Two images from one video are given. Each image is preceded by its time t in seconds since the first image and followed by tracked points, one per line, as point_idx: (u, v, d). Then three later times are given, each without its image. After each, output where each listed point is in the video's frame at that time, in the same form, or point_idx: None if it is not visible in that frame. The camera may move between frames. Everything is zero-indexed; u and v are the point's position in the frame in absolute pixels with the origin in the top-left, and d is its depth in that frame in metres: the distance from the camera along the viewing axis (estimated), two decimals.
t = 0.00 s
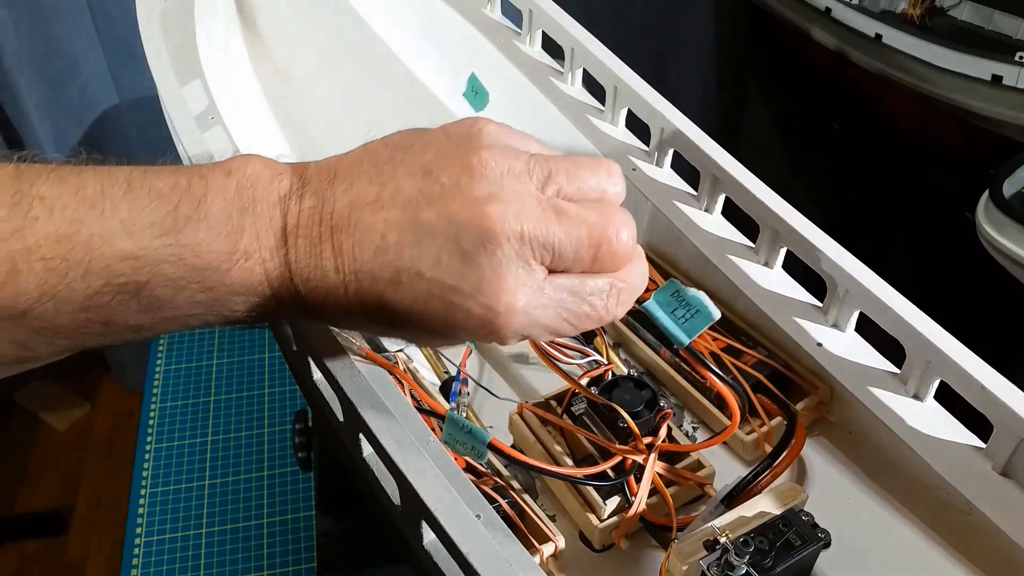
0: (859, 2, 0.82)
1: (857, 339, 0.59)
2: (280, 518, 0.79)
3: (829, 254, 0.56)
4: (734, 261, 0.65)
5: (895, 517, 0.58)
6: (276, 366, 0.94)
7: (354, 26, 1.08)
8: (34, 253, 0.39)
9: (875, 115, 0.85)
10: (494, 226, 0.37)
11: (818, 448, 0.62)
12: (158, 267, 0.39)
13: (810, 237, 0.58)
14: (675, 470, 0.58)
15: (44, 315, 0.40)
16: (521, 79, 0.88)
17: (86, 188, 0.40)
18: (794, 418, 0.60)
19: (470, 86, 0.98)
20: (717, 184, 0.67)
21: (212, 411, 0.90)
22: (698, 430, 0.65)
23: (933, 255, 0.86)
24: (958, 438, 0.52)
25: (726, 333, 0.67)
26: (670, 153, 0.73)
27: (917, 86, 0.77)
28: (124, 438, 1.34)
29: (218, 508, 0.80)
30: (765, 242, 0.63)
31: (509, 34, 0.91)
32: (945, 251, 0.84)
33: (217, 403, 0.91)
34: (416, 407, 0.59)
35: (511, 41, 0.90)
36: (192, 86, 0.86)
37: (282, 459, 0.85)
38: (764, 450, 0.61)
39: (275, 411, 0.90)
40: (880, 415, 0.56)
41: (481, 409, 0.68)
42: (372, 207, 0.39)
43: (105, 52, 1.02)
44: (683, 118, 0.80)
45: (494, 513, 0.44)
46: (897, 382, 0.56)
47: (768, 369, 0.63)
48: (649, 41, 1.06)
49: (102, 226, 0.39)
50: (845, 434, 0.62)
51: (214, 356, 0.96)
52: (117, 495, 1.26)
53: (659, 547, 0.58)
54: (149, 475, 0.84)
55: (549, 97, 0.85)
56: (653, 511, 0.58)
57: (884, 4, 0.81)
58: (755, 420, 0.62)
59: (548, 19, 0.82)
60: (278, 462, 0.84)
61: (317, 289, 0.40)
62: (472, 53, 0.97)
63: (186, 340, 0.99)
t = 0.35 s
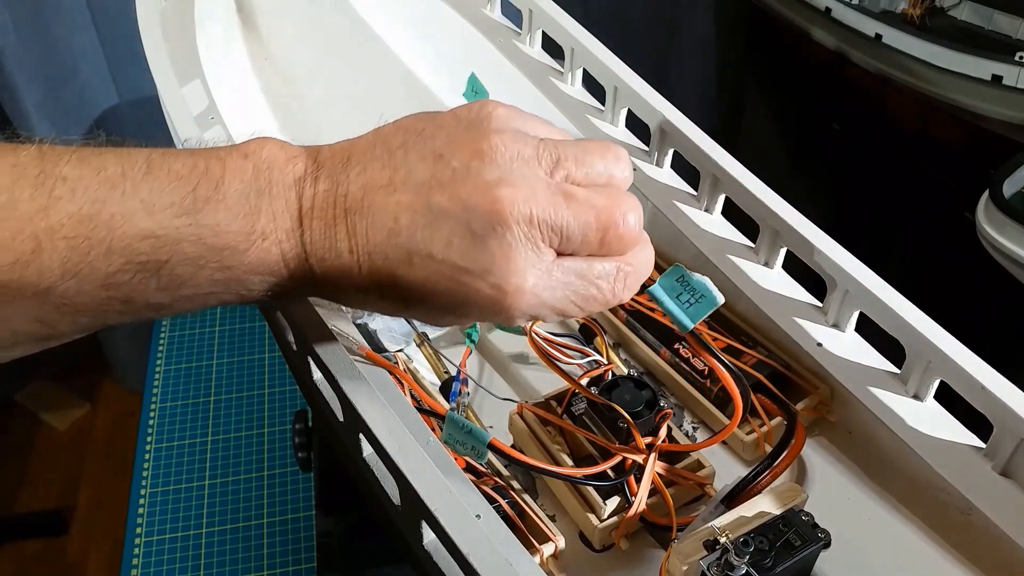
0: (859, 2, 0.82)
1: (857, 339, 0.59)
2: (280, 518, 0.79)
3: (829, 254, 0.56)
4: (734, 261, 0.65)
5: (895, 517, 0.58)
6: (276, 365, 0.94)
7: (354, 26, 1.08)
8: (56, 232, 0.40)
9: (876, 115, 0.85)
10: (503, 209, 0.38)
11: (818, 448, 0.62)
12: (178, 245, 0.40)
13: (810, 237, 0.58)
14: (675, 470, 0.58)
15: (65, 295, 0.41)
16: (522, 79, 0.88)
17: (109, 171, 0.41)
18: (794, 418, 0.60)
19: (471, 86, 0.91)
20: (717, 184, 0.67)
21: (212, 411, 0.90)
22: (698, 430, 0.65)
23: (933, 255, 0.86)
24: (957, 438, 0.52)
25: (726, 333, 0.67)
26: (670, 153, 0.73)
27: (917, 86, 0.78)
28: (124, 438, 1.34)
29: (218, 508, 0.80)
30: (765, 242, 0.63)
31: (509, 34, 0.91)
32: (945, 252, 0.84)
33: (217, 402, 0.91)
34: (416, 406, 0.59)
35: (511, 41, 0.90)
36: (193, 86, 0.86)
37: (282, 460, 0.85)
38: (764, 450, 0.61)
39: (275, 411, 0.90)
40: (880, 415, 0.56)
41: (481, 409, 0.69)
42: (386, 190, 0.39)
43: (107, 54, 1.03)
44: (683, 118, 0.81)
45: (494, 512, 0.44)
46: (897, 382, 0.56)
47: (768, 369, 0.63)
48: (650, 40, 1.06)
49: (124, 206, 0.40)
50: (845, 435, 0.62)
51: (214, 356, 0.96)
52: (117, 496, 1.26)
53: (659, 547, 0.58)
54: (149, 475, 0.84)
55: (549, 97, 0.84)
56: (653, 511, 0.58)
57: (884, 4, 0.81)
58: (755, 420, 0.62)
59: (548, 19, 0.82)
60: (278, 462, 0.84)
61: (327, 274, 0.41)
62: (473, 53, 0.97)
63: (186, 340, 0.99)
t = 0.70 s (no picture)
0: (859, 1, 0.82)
1: (857, 338, 0.60)
2: (280, 518, 0.79)
3: (828, 253, 0.56)
4: (733, 260, 0.65)
5: (894, 517, 0.58)
6: (276, 366, 0.94)
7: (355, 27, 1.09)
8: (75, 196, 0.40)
9: (877, 114, 0.84)
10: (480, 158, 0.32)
11: (818, 448, 0.62)
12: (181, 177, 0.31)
13: (810, 237, 0.58)
14: (675, 470, 0.58)
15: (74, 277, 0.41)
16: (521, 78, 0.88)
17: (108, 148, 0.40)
18: (794, 418, 0.60)
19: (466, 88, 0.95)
20: (716, 184, 0.67)
21: (212, 411, 0.90)
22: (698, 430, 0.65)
23: (933, 255, 0.85)
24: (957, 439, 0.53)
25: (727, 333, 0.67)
26: (670, 153, 0.73)
27: (917, 86, 0.77)
28: (124, 438, 1.34)
29: (218, 509, 0.80)
30: (765, 243, 0.64)
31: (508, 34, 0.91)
32: (946, 252, 0.84)
33: (217, 402, 0.91)
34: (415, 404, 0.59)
35: (511, 41, 0.90)
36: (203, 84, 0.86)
37: (282, 460, 0.84)
38: (764, 451, 0.61)
39: (275, 411, 0.90)
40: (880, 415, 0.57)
41: (481, 409, 0.69)
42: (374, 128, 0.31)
43: (106, 55, 1.03)
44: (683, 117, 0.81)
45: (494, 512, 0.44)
46: (898, 383, 0.57)
47: (768, 369, 0.63)
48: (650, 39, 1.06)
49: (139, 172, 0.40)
50: (845, 434, 0.62)
51: (214, 355, 0.96)
52: (117, 496, 1.26)
53: (659, 547, 0.58)
54: (149, 475, 0.84)
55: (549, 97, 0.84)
56: (653, 511, 0.58)
57: (884, 4, 0.81)
58: (754, 420, 0.62)
59: (548, 19, 0.82)
60: (278, 462, 0.84)
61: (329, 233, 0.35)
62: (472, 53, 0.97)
63: (186, 341, 0.99)
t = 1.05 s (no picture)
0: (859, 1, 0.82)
1: (858, 338, 0.59)
2: (280, 518, 0.79)
3: (828, 254, 0.56)
4: (733, 261, 0.65)
5: (895, 518, 0.58)
6: (276, 366, 0.94)
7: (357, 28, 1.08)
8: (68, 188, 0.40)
9: (877, 114, 0.84)
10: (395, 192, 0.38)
11: (818, 448, 0.63)
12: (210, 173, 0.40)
13: (810, 237, 0.58)
14: (676, 470, 0.58)
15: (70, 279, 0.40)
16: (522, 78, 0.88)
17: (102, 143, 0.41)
18: (794, 418, 0.60)
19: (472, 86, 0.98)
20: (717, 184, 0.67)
21: (212, 411, 0.90)
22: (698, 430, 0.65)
23: (933, 255, 0.85)
24: (958, 439, 0.52)
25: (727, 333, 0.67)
26: (670, 153, 0.73)
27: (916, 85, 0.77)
28: (124, 438, 1.34)
29: (218, 508, 0.80)
30: (765, 242, 0.63)
31: (509, 34, 0.90)
32: (946, 252, 0.84)
33: (217, 402, 0.91)
34: (416, 404, 0.59)
35: (511, 40, 0.90)
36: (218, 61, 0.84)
37: (282, 460, 0.84)
38: (764, 451, 0.61)
39: (275, 411, 0.90)
40: (881, 416, 0.56)
41: (481, 409, 0.69)
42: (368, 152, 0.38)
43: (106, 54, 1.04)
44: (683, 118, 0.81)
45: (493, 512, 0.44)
46: (898, 383, 0.55)
47: (768, 369, 0.64)
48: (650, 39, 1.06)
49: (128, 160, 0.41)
50: (845, 435, 0.62)
51: (214, 356, 0.96)
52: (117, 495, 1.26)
53: (660, 547, 0.58)
54: (149, 475, 0.83)
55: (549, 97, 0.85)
56: (653, 511, 0.58)
57: (884, 4, 0.80)
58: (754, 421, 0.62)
59: (548, 19, 0.82)
60: (278, 462, 0.84)
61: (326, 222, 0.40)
62: (472, 53, 0.97)
63: (186, 341, 0.99)
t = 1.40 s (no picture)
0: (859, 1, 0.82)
1: (857, 338, 0.59)
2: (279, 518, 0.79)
3: (828, 254, 0.56)
4: (733, 260, 0.65)
5: (894, 517, 0.58)
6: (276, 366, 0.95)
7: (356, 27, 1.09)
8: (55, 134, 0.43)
9: (877, 114, 0.84)
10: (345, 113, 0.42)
11: (818, 448, 0.62)
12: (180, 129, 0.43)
13: (810, 237, 0.58)
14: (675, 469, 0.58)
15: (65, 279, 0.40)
16: (522, 79, 0.88)
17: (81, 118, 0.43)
18: (794, 418, 0.60)
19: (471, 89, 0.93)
20: (717, 184, 0.67)
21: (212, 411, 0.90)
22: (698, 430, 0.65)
23: (933, 255, 0.85)
24: (958, 439, 0.52)
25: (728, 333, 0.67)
26: (670, 153, 0.73)
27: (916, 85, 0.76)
28: (124, 439, 1.34)
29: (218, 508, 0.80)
30: (765, 242, 0.63)
31: (509, 35, 0.91)
32: (946, 252, 0.84)
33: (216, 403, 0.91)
34: (416, 403, 0.60)
35: (511, 41, 0.90)
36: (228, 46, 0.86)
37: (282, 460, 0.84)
38: (764, 450, 0.61)
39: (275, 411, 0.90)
40: (881, 417, 0.56)
41: (481, 408, 0.69)
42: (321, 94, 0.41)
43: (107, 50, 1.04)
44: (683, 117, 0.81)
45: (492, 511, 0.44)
46: (898, 382, 0.55)
47: (768, 369, 0.64)
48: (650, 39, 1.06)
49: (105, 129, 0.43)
50: (844, 435, 0.62)
51: (214, 356, 0.96)
52: (117, 495, 1.26)
53: (660, 547, 0.58)
54: (149, 475, 0.84)
55: (549, 98, 0.85)
56: (653, 511, 0.58)
57: (884, 4, 0.80)
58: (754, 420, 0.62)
59: (548, 19, 0.82)
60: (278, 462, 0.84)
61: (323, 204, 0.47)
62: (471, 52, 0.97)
63: (186, 341, 0.99)
